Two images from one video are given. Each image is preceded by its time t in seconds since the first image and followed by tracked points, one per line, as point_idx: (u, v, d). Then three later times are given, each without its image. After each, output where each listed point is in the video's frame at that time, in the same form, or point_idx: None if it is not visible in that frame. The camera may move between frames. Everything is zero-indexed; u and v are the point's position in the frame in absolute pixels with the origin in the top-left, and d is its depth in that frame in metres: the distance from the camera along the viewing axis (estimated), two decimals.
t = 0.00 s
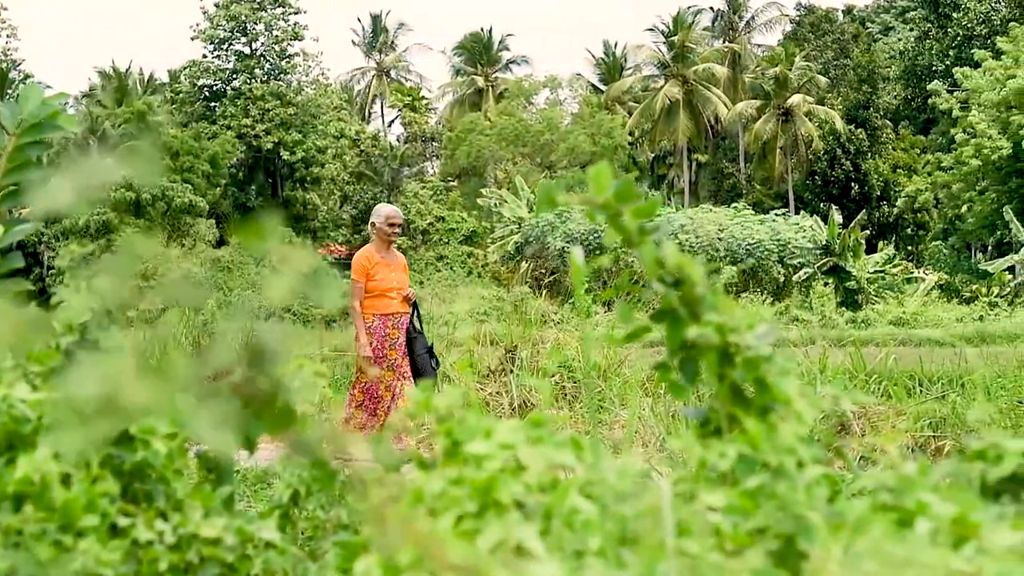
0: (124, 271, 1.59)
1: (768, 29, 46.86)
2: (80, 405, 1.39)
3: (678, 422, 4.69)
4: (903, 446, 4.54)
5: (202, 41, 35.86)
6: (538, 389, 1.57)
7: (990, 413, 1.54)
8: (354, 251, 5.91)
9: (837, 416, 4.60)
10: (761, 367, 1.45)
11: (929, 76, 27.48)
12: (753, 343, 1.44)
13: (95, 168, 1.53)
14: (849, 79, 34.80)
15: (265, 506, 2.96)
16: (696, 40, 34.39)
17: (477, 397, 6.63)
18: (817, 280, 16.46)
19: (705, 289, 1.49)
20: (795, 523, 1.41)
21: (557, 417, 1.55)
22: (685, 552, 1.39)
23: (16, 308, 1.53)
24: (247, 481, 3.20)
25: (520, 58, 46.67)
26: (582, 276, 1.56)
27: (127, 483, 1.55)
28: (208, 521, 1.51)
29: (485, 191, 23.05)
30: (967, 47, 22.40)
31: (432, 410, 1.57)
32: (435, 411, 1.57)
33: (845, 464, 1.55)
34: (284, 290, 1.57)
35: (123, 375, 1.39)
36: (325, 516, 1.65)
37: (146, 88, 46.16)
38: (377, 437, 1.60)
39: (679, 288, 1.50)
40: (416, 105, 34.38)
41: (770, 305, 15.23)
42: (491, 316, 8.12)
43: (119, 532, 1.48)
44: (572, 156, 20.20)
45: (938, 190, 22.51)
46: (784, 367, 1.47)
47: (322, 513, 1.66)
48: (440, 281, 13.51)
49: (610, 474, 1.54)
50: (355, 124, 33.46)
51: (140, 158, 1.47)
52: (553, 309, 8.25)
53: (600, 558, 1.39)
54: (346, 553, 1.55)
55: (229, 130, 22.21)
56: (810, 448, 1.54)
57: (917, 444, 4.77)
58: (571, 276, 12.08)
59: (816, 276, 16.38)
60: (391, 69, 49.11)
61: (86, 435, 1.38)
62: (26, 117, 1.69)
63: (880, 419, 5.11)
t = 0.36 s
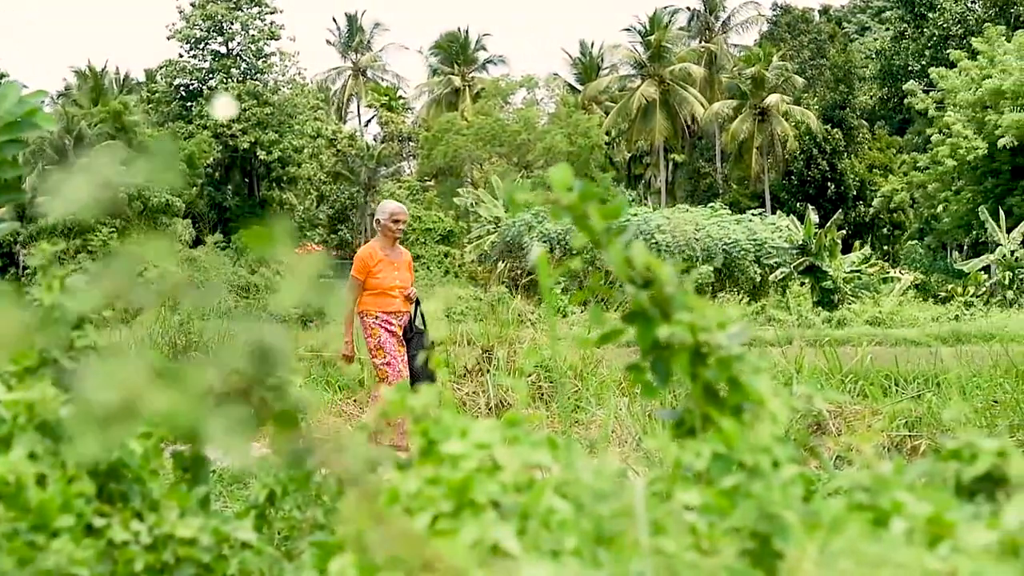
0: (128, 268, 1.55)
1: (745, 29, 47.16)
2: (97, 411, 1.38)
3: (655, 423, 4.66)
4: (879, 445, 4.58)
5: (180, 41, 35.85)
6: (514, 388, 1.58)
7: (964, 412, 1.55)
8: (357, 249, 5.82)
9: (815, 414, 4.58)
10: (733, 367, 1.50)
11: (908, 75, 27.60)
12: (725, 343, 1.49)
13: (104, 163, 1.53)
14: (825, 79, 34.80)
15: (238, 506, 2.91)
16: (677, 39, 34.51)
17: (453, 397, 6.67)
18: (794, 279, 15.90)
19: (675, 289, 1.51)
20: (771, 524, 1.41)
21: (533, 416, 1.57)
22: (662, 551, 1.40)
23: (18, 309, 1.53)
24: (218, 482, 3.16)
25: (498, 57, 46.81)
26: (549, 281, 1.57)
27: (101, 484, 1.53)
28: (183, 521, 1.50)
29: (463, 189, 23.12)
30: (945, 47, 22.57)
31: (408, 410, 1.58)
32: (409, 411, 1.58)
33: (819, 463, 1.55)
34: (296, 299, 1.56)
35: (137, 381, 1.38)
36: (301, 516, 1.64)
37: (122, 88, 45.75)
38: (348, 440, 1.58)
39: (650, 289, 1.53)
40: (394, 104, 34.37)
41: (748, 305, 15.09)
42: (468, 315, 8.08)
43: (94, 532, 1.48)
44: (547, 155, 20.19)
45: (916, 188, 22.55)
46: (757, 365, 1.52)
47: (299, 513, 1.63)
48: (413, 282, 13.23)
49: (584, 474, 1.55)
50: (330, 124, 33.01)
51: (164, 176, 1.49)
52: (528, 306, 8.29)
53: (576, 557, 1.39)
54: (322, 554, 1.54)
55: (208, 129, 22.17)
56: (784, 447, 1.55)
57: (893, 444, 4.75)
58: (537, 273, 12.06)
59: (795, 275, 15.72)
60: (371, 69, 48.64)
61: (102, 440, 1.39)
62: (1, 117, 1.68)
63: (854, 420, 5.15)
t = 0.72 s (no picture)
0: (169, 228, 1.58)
1: (725, 29, 47.32)
2: (132, 370, 1.45)
3: (635, 422, 4.66)
4: (858, 445, 4.60)
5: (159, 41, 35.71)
6: (493, 389, 1.58)
7: (942, 411, 1.56)
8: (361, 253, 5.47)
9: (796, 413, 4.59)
10: (713, 367, 1.52)
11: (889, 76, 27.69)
12: (703, 343, 1.50)
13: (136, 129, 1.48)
14: (808, 79, 34.82)
15: (219, 505, 2.89)
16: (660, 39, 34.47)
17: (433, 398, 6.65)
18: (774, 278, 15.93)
19: (654, 290, 1.51)
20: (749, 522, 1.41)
21: (512, 415, 1.57)
22: (641, 551, 1.39)
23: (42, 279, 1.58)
24: (198, 482, 3.14)
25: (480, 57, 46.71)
26: (529, 280, 1.57)
27: (81, 483, 1.54)
28: (162, 521, 1.49)
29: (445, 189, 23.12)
30: (924, 48, 22.67)
31: (388, 410, 1.58)
32: (390, 411, 1.58)
33: (798, 463, 1.55)
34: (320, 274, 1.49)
35: (172, 343, 1.43)
36: (280, 516, 1.62)
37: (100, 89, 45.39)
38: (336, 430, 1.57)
39: (629, 290, 1.53)
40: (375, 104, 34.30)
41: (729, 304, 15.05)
42: (449, 316, 8.06)
43: (73, 532, 1.47)
44: (527, 154, 20.19)
45: (897, 187, 22.61)
46: (735, 365, 1.54)
47: (278, 513, 1.61)
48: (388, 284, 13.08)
49: (563, 475, 1.56)
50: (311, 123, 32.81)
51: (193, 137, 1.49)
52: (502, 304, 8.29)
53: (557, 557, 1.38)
54: (299, 554, 1.54)
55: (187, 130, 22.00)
56: (763, 447, 1.54)
57: (872, 444, 4.75)
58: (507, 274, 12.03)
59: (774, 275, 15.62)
60: (352, 70, 48.41)
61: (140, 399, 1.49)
62: None
63: (833, 420, 5.17)
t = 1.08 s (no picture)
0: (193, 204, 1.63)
1: (705, 29, 47.49)
2: (175, 342, 1.48)
3: (615, 422, 4.66)
4: (838, 445, 4.63)
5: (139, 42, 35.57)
6: (473, 388, 1.57)
7: (922, 411, 1.56)
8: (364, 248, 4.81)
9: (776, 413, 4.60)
10: (693, 366, 1.51)
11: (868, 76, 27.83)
12: (685, 343, 1.50)
13: (168, 104, 1.56)
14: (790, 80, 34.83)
15: (200, 505, 2.88)
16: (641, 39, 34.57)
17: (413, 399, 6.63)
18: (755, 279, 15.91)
19: (637, 290, 1.51)
20: (730, 523, 1.41)
21: (492, 416, 1.57)
22: (619, 552, 1.38)
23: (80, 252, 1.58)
24: (178, 481, 3.14)
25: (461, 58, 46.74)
26: (510, 279, 1.57)
27: (61, 484, 1.52)
28: (144, 522, 1.49)
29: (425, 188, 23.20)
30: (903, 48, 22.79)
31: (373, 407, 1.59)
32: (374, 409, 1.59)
33: (778, 462, 1.55)
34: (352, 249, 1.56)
35: (214, 314, 1.48)
36: (261, 517, 1.61)
37: (79, 90, 44.85)
38: (322, 426, 1.58)
39: (612, 290, 1.53)
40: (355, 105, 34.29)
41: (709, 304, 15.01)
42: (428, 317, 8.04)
43: (53, 532, 1.46)
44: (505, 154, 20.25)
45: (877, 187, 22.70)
46: (717, 364, 1.54)
47: (258, 513, 1.60)
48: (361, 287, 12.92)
49: (543, 475, 1.56)
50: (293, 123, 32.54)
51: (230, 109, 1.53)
52: (483, 306, 8.29)
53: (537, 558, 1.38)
54: (280, 553, 1.54)
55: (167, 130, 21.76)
56: (743, 446, 1.54)
57: (852, 443, 4.77)
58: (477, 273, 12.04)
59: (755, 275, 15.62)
60: (332, 70, 48.10)
61: (181, 373, 1.53)
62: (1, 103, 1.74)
63: (813, 421, 5.18)
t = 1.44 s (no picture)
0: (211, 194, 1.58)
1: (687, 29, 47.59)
2: (198, 336, 1.42)
3: (596, 422, 4.67)
4: (818, 445, 4.64)
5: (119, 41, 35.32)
6: (454, 389, 1.57)
7: (903, 410, 1.56)
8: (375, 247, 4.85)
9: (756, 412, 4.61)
10: (674, 365, 1.52)
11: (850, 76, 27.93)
12: (665, 342, 1.50)
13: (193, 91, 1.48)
14: (774, 79, 34.90)
15: (183, 505, 2.87)
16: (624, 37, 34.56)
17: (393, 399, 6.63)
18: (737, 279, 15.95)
19: (617, 289, 1.52)
20: (711, 522, 1.41)
21: (474, 415, 1.57)
22: (601, 552, 1.38)
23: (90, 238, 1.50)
24: (159, 481, 3.12)
25: (442, 57, 46.71)
26: (490, 277, 1.56)
27: (41, 484, 1.52)
28: (123, 522, 1.48)
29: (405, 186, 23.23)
30: (885, 48, 22.87)
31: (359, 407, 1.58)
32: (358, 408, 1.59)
33: (758, 462, 1.55)
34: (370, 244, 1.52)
35: (239, 312, 1.42)
36: (242, 517, 1.61)
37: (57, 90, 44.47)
38: (305, 425, 1.58)
39: (592, 289, 1.53)
40: (338, 104, 34.23)
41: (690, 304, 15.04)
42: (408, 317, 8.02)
43: (33, 532, 1.46)
44: (485, 153, 20.26)
45: (858, 188, 22.77)
46: (696, 364, 1.55)
47: (240, 513, 1.60)
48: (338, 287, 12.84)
49: (522, 474, 1.56)
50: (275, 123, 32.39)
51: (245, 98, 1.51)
52: (462, 303, 8.27)
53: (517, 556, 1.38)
54: (260, 553, 1.54)
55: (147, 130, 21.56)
56: (724, 446, 1.55)
57: (831, 443, 4.79)
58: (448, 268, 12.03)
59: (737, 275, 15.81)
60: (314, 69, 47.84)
61: (205, 366, 1.46)
62: None
63: (794, 420, 5.19)
